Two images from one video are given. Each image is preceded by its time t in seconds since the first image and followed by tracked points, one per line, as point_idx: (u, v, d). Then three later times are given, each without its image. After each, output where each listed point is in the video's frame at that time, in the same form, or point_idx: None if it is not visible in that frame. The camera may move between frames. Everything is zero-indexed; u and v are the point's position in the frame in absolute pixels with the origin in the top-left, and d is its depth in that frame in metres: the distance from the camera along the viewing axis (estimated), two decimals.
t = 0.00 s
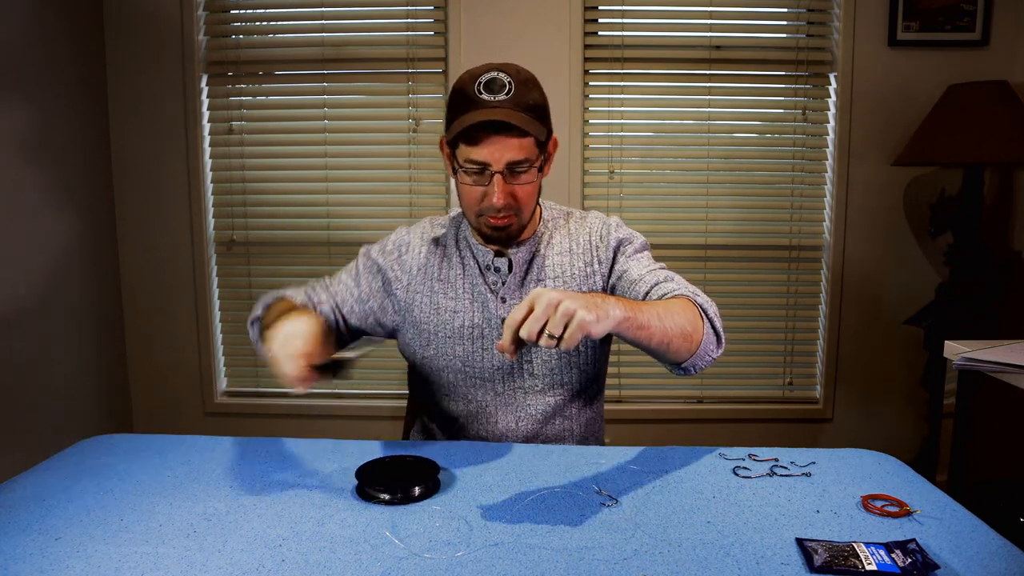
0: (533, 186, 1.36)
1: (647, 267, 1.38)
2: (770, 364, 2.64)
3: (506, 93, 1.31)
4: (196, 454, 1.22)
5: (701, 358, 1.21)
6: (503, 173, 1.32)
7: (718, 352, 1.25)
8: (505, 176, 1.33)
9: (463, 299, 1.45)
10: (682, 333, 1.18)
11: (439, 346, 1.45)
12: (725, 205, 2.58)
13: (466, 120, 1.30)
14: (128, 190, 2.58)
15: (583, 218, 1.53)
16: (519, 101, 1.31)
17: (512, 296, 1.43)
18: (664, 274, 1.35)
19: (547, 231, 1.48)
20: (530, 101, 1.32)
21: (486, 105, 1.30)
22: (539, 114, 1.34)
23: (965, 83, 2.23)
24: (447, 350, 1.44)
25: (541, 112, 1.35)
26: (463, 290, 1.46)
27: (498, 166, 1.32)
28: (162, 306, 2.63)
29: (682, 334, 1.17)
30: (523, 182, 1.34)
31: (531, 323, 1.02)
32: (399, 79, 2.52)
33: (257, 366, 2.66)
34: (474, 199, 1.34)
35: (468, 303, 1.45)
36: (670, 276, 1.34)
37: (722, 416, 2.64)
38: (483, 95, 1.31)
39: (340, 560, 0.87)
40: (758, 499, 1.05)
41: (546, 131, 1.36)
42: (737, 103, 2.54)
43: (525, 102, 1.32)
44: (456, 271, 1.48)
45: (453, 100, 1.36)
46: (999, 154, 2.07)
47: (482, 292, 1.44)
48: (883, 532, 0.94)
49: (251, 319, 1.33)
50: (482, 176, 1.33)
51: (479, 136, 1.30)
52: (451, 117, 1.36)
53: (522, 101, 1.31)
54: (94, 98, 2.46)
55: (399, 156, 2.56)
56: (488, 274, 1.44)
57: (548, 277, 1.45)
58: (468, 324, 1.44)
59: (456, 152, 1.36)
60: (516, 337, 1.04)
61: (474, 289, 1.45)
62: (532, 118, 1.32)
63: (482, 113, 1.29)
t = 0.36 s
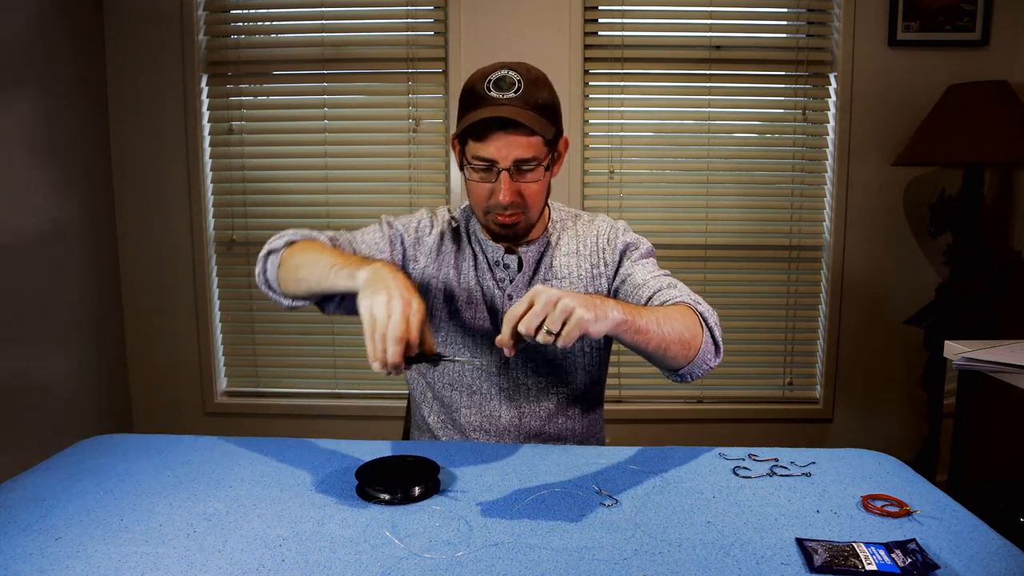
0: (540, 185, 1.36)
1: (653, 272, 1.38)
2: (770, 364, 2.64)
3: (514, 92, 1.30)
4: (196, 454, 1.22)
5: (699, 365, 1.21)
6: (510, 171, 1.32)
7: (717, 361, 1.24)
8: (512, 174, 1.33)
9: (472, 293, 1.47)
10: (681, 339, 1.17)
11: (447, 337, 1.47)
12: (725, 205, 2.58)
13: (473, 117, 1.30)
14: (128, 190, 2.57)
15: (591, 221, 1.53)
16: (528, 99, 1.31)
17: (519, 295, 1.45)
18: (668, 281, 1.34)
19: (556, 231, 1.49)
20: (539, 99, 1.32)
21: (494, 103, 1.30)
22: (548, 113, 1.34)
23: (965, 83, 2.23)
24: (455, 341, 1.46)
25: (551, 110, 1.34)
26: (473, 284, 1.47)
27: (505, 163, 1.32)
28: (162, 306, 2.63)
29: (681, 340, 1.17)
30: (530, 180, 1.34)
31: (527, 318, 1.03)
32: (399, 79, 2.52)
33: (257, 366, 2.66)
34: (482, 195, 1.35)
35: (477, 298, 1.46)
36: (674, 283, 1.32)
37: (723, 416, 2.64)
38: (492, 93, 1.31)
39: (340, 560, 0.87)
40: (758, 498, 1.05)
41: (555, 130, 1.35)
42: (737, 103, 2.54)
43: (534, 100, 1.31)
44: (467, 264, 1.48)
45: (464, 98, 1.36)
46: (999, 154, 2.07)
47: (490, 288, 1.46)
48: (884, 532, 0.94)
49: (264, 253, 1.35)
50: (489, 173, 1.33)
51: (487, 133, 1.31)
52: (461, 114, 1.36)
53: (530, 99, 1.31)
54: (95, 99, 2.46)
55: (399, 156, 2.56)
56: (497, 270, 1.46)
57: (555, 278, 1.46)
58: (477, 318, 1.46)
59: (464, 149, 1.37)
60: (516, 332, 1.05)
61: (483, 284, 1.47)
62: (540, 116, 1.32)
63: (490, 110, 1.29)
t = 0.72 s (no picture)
0: (542, 185, 1.36)
1: (656, 275, 1.38)
2: (770, 364, 2.64)
3: (515, 92, 1.30)
4: (196, 454, 1.22)
5: (701, 370, 1.20)
6: (512, 171, 1.32)
7: (720, 366, 1.24)
8: (514, 174, 1.33)
9: (476, 291, 1.47)
10: (683, 343, 1.16)
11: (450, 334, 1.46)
12: (725, 205, 2.58)
13: (474, 117, 1.30)
14: (128, 191, 2.58)
15: (594, 222, 1.53)
16: (529, 99, 1.31)
17: (522, 295, 1.45)
18: (672, 283, 1.33)
19: (560, 232, 1.49)
20: (540, 99, 1.32)
21: (495, 104, 1.30)
22: (550, 113, 1.34)
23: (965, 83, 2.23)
24: (456, 341, 1.46)
25: (552, 110, 1.34)
26: (476, 283, 1.47)
27: (507, 164, 1.32)
28: (163, 306, 2.63)
29: (683, 344, 1.16)
30: (532, 181, 1.34)
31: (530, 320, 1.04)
32: (399, 79, 2.52)
33: (257, 366, 2.67)
34: (485, 196, 1.35)
35: (481, 297, 1.46)
36: (677, 286, 1.32)
37: (723, 416, 2.64)
38: (493, 94, 1.31)
39: (340, 560, 0.87)
40: (758, 498, 1.05)
41: (557, 130, 1.35)
42: (737, 103, 2.54)
43: (536, 100, 1.31)
44: (471, 263, 1.48)
45: (466, 99, 1.36)
46: (999, 154, 2.08)
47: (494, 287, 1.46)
48: (883, 532, 0.94)
49: (279, 228, 1.36)
50: (491, 174, 1.33)
51: (489, 134, 1.31)
52: (463, 115, 1.37)
53: (531, 99, 1.31)
54: (94, 99, 2.46)
55: (399, 156, 2.56)
56: (501, 269, 1.45)
57: (558, 279, 1.46)
58: (481, 316, 1.45)
59: (467, 149, 1.37)
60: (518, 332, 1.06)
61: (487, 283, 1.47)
62: (541, 117, 1.32)
63: (491, 110, 1.29)
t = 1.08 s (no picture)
0: (543, 185, 1.36)
1: (657, 275, 1.38)
2: (770, 364, 2.64)
3: (516, 91, 1.30)
4: (196, 454, 1.22)
5: (700, 370, 1.20)
6: (512, 170, 1.32)
7: (720, 366, 1.24)
8: (514, 174, 1.33)
9: (477, 292, 1.46)
10: (683, 344, 1.16)
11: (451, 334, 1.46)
12: (725, 205, 2.58)
13: (475, 116, 1.30)
14: (128, 191, 2.58)
15: (595, 223, 1.53)
16: (529, 98, 1.31)
17: (523, 295, 1.45)
18: (673, 284, 1.33)
19: (560, 232, 1.49)
20: (541, 98, 1.32)
21: (495, 103, 1.30)
22: (550, 112, 1.34)
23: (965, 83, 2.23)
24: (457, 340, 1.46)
25: (553, 109, 1.34)
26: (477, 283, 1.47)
27: (508, 163, 1.32)
28: (163, 306, 2.63)
29: (683, 343, 1.16)
30: (532, 180, 1.34)
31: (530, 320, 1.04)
32: (399, 79, 2.52)
33: (257, 366, 2.66)
34: (485, 195, 1.35)
35: (482, 297, 1.46)
36: (678, 286, 1.32)
37: (723, 416, 2.64)
38: (494, 93, 1.31)
39: (340, 560, 0.87)
40: (758, 499, 1.05)
41: (557, 130, 1.35)
42: (737, 103, 2.54)
43: (536, 99, 1.31)
44: (472, 263, 1.48)
45: (467, 98, 1.36)
46: (998, 154, 2.08)
47: (495, 287, 1.46)
48: (883, 532, 0.94)
49: (283, 227, 1.36)
50: (492, 173, 1.33)
51: (489, 133, 1.31)
52: (464, 114, 1.37)
53: (531, 98, 1.31)
54: (94, 99, 2.46)
55: (399, 156, 2.56)
56: (501, 269, 1.45)
57: (558, 279, 1.46)
58: (481, 317, 1.45)
59: (467, 149, 1.37)
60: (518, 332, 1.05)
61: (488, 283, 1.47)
62: (542, 115, 1.32)
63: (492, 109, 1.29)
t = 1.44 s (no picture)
0: (543, 183, 1.36)
1: (657, 275, 1.38)
2: (770, 364, 2.64)
3: (516, 88, 1.31)
4: (196, 454, 1.22)
5: (701, 370, 1.20)
6: (513, 168, 1.32)
7: (721, 366, 1.24)
8: (515, 171, 1.33)
9: (477, 291, 1.46)
10: (684, 343, 1.16)
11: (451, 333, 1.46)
12: (725, 205, 2.58)
13: (475, 114, 1.31)
14: (128, 191, 2.58)
15: (595, 223, 1.53)
16: (529, 96, 1.31)
17: (523, 294, 1.45)
18: (673, 283, 1.33)
19: (560, 232, 1.49)
20: (541, 96, 1.32)
21: (495, 100, 1.30)
22: (550, 110, 1.34)
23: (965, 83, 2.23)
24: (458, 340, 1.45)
25: (553, 107, 1.34)
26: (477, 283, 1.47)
27: (508, 161, 1.32)
28: (163, 305, 2.63)
29: (684, 343, 1.16)
30: (532, 178, 1.34)
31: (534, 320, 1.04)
32: (399, 79, 2.52)
33: (257, 366, 2.66)
34: (486, 193, 1.35)
35: (482, 296, 1.46)
36: (678, 286, 1.32)
37: (723, 416, 2.64)
38: (494, 91, 1.31)
39: (340, 560, 0.87)
40: (758, 498, 1.05)
41: (557, 128, 1.35)
42: (737, 103, 2.54)
43: (536, 97, 1.31)
44: (472, 263, 1.48)
45: (467, 96, 1.36)
46: (998, 154, 2.08)
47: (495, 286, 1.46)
48: (883, 532, 0.94)
49: (283, 227, 1.36)
50: (492, 171, 1.33)
51: (490, 131, 1.31)
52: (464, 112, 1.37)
53: (531, 96, 1.31)
54: (94, 99, 2.46)
55: (399, 156, 2.56)
56: (501, 268, 1.45)
57: (558, 279, 1.46)
58: (482, 316, 1.45)
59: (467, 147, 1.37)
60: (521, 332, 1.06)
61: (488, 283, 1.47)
62: (542, 113, 1.32)
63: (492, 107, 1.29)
